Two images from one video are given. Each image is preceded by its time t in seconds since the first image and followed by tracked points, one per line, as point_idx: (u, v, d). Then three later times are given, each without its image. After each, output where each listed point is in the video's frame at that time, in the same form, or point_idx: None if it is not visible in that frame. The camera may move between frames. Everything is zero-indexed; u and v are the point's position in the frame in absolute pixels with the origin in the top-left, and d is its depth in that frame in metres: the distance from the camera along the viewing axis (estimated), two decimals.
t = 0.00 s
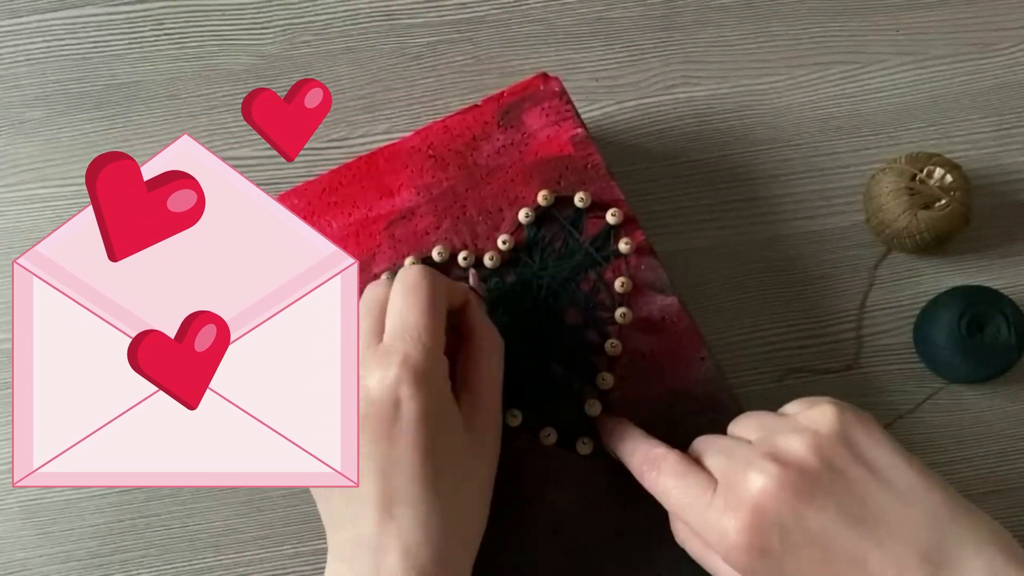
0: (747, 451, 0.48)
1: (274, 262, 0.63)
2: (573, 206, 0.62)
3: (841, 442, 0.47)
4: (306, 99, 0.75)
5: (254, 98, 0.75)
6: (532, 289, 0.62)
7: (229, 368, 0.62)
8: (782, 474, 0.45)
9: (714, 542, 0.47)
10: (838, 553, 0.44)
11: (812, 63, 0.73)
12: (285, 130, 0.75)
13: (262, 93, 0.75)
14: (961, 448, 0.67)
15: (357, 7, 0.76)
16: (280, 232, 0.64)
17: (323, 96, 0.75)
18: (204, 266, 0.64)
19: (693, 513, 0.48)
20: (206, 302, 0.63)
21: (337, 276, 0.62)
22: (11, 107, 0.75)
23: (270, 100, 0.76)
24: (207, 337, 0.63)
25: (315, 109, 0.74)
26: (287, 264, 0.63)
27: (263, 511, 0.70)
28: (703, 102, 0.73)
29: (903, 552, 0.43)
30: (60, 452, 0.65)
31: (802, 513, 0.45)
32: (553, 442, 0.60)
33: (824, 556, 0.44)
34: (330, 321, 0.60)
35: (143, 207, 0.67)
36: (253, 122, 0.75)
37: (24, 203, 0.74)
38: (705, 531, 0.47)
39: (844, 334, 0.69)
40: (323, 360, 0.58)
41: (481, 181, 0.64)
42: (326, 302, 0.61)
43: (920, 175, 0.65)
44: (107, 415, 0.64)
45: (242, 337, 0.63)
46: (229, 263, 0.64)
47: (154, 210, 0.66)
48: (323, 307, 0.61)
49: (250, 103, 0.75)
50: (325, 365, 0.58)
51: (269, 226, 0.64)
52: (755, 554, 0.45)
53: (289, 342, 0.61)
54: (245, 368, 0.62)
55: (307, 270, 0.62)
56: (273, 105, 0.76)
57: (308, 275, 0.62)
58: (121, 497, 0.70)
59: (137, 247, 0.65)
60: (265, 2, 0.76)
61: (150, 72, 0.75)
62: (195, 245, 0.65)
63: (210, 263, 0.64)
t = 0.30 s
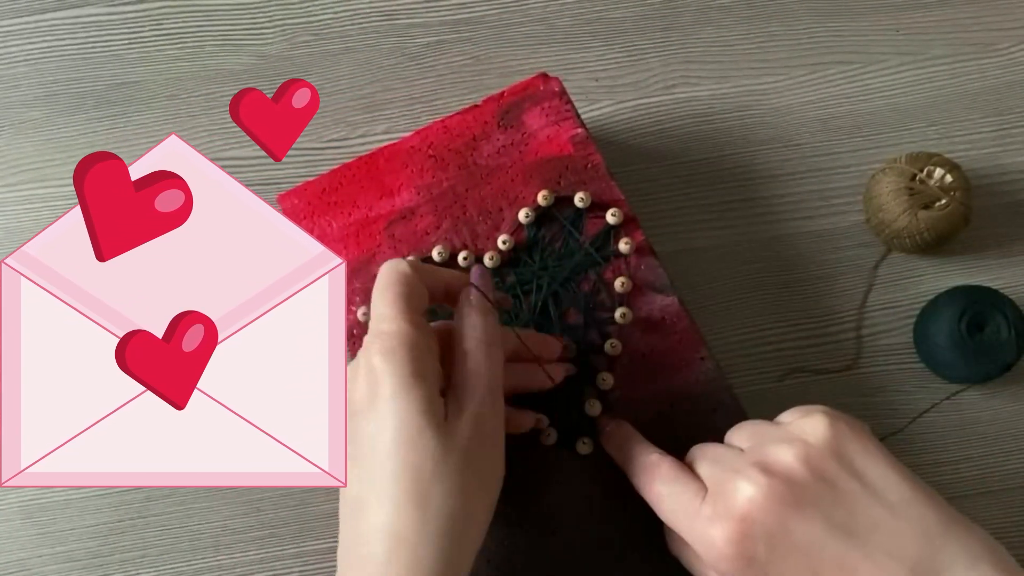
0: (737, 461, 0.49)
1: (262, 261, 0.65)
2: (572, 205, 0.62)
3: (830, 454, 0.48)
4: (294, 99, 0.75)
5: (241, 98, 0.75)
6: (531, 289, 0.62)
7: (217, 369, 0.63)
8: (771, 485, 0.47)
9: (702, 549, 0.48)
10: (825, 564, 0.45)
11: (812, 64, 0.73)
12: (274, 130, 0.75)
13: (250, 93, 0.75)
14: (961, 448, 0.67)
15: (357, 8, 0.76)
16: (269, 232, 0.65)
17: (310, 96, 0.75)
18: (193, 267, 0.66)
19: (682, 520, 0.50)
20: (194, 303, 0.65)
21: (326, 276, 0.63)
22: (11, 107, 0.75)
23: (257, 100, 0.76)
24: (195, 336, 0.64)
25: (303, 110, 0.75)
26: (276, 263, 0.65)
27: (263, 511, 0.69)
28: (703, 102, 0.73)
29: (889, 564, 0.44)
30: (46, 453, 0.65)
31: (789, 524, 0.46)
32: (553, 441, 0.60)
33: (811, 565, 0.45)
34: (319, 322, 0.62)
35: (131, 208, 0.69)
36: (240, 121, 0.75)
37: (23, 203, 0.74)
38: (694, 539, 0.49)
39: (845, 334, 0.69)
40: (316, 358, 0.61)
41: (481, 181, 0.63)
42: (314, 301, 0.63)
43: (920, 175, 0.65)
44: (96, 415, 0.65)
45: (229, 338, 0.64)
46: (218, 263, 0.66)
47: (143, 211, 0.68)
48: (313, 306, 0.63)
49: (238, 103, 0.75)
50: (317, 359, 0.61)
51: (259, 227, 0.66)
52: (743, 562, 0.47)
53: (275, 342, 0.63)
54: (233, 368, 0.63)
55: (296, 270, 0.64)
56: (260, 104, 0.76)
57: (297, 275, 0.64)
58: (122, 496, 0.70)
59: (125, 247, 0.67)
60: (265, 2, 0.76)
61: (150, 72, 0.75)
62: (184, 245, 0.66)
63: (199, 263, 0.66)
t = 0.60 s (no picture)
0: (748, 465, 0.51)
1: (252, 262, 0.70)
2: (573, 205, 0.62)
3: (837, 457, 0.50)
4: (283, 99, 0.76)
5: (228, 98, 0.75)
6: (532, 289, 0.62)
7: (208, 367, 0.70)
8: (779, 490, 0.49)
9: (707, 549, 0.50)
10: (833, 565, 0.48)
11: (812, 64, 0.73)
12: (262, 130, 0.75)
13: (238, 93, 0.76)
14: (962, 449, 0.67)
15: (357, 7, 0.76)
16: (267, 237, 0.70)
17: (298, 96, 0.75)
18: (183, 268, 0.71)
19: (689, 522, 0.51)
20: (183, 303, 0.71)
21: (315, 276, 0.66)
22: (11, 107, 0.75)
23: (245, 100, 0.76)
24: (184, 336, 0.70)
25: (292, 109, 0.75)
26: (263, 264, 0.70)
27: (262, 511, 0.70)
28: (703, 102, 0.73)
29: (888, 563, 0.48)
30: (36, 453, 0.70)
31: (796, 527, 0.49)
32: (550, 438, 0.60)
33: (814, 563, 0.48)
34: (305, 322, 0.68)
35: (119, 207, 0.72)
36: (228, 121, 0.75)
37: (23, 203, 0.74)
38: (702, 540, 0.51)
39: (845, 334, 0.69)
40: (303, 360, 0.69)
41: (481, 181, 0.63)
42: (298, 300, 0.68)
43: (920, 175, 0.65)
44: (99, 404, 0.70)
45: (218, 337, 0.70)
46: (210, 263, 0.71)
47: (131, 210, 0.72)
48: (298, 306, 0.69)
49: (226, 102, 0.75)
50: (305, 361, 0.69)
51: (251, 230, 0.71)
52: (749, 562, 0.49)
53: (262, 342, 0.70)
54: (222, 366, 0.70)
55: (284, 271, 0.68)
56: (247, 104, 0.76)
57: (284, 277, 0.68)
58: (121, 497, 0.70)
59: (112, 246, 0.71)
60: (265, 2, 0.76)
61: (151, 72, 0.75)
62: (172, 245, 0.71)
63: (189, 263, 0.71)
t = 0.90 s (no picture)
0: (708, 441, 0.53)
1: (241, 261, 0.71)
2: (576, 207, 0.62)
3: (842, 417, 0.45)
4: (271, 99, 0.76)
5: (216, 98, 0.75)
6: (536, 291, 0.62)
7: (196, 367, 0.70)
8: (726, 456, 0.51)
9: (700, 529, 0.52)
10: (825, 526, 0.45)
11: (812, 64, 0.73)
12: (251, 131, 0.76)
13: (226, 93, 0.75)
14: (961, 448, 0.67)
15: (358, 7, 0.75)
16: (255, 236, 0.72)
17: (285, 95, 0.75)
18: (171, 268, 0.71)
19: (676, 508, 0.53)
20: (170, 304, 0.71)
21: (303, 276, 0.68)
22: (10, 107, 0.75)
23: (232, 100, 0.76)
24: (172, 336, 0.70)
25: (280, 109, 0.75)
26: (252, 264, 0.71)
27: (263, 511, 0.70)
28: (703, 102, 0.73)
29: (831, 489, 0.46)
30: (23, 453, 0.70)
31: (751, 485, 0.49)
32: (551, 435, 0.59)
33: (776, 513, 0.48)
34: (290, 323, 0.70)
35: (107, 207, 0.72)
36: (217, 121, 0.75)
37: (22, 203, 0.74)
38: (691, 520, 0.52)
39: (845, 334, 0.69)
40: (289, 361, 0.70)
41: (485, 182, 0.64)
42: (287, 299, 0.69)
43: (920, 175, 0.65)
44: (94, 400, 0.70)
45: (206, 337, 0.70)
46: (197, 263, 0.71)
47: (118, 210, 0.72)
48: (288, 304, 0.70)
49: (214, 103, 0.75)
50: (292, 362, 0.70)
51: (240, 230, 0.72)
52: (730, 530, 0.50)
53: (249, 341, 0.70)
54: (210, 366, 0.70)
55: (272, 271, 0.70)
56: (235, 104, 0.77)
57: (274, 275, 0.69)
58: (121, 497, 0.70)
59: (100, 247, 0.71)
60: (265, 2, 0.76)
61: (150, 72, 0.75)
62: (160, 245, 0.71)
63: (176, 263, 0.71)
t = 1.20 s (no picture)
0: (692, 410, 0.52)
1: (229, 262, 0.71)
2: (577, 207, 0.62)
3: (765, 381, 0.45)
4: (260, 99, 0.76)
5: (204, 97, 0.75)
6: (536, 290, 0.62)
7: (184, 368, 0.70)
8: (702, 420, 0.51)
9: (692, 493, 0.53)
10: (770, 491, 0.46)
11: (812, 64, 0.73)
12: (240, 131, 0.76)
13: (214, 93, 0.76)
14: (962, 448, 0.67)
15: (358, 7, 0.76)
16: (239, 235, 0.72)
17: (273, 95, 0.75)
18: (160, 269, 0.71)
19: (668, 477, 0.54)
20: (159, 303, 0.71)
21: (291, 276, 0.71)
22: (11, 106, 0.75)
23: (220, 100, 0.76)
24: (159, 337, 0.71)
25: (269, 109, 0.75)
26: (240, 264, 0.71)
27: (263, 511, 0.70)
28: (703, 102, 0.73)
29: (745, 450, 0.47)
30: (16, 453, 0.70)
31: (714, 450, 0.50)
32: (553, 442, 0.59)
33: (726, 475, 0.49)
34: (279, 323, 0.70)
35: (95, 207, 0.73)
36: (205, 121, 0.75)
37: (22, 203, 0.74)
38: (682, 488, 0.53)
39: (845, 334, 0.69)
40: (276, 360, 0.70)
41: (486, 182, 0.63)
42: (276, 299, 0.71)
43: (920, 175, 0.65)
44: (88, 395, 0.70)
45: (193, 339, 0.71)
46: (186, 264, 0.71)
47: (105, 211, 0.73)
48: (275, 305, 0.71)
49: (201, 102, 0.75)
50: (280, 361, 0.70)
51: (227, 231, 0.72)
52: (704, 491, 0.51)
53: (236, 342, 0.70)
54: (197, 367, 0.70)
55: (261, 271, 0.71)
56: (224, 104, 0.77)
57: (264, 274, 0.71)
58: (121, 497, 0.70)
59: (89, 248, 0.72)
60: (266, 2, 0.76)
61: (151, 72, 0.75)
62: (148, 245, 0.72)
63: (165, 264, 0.71)
